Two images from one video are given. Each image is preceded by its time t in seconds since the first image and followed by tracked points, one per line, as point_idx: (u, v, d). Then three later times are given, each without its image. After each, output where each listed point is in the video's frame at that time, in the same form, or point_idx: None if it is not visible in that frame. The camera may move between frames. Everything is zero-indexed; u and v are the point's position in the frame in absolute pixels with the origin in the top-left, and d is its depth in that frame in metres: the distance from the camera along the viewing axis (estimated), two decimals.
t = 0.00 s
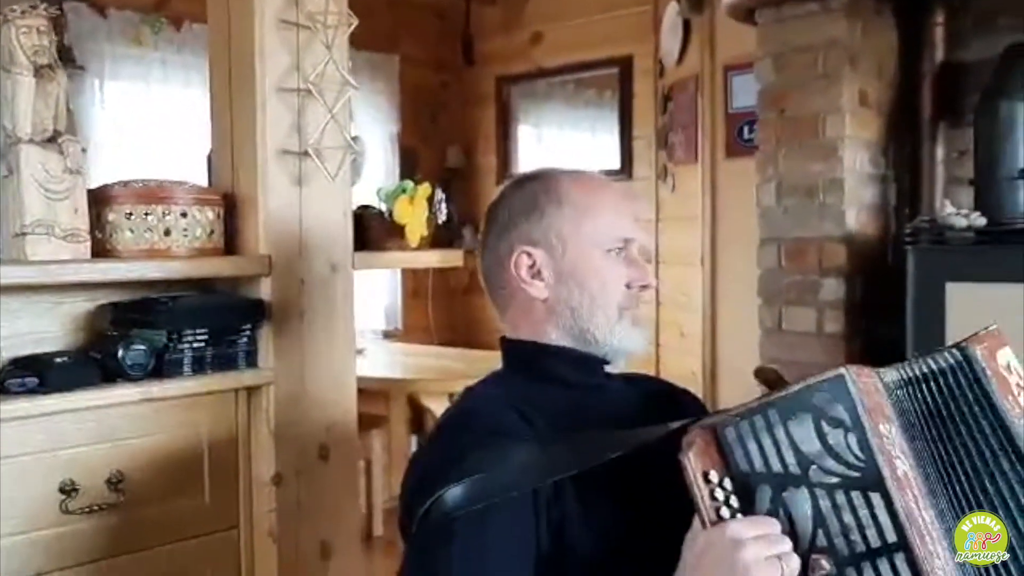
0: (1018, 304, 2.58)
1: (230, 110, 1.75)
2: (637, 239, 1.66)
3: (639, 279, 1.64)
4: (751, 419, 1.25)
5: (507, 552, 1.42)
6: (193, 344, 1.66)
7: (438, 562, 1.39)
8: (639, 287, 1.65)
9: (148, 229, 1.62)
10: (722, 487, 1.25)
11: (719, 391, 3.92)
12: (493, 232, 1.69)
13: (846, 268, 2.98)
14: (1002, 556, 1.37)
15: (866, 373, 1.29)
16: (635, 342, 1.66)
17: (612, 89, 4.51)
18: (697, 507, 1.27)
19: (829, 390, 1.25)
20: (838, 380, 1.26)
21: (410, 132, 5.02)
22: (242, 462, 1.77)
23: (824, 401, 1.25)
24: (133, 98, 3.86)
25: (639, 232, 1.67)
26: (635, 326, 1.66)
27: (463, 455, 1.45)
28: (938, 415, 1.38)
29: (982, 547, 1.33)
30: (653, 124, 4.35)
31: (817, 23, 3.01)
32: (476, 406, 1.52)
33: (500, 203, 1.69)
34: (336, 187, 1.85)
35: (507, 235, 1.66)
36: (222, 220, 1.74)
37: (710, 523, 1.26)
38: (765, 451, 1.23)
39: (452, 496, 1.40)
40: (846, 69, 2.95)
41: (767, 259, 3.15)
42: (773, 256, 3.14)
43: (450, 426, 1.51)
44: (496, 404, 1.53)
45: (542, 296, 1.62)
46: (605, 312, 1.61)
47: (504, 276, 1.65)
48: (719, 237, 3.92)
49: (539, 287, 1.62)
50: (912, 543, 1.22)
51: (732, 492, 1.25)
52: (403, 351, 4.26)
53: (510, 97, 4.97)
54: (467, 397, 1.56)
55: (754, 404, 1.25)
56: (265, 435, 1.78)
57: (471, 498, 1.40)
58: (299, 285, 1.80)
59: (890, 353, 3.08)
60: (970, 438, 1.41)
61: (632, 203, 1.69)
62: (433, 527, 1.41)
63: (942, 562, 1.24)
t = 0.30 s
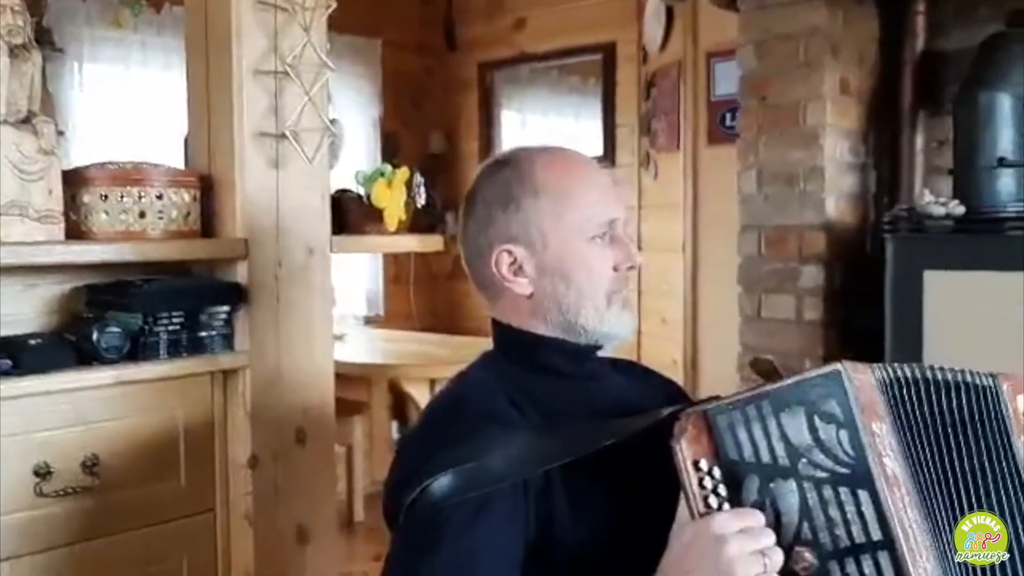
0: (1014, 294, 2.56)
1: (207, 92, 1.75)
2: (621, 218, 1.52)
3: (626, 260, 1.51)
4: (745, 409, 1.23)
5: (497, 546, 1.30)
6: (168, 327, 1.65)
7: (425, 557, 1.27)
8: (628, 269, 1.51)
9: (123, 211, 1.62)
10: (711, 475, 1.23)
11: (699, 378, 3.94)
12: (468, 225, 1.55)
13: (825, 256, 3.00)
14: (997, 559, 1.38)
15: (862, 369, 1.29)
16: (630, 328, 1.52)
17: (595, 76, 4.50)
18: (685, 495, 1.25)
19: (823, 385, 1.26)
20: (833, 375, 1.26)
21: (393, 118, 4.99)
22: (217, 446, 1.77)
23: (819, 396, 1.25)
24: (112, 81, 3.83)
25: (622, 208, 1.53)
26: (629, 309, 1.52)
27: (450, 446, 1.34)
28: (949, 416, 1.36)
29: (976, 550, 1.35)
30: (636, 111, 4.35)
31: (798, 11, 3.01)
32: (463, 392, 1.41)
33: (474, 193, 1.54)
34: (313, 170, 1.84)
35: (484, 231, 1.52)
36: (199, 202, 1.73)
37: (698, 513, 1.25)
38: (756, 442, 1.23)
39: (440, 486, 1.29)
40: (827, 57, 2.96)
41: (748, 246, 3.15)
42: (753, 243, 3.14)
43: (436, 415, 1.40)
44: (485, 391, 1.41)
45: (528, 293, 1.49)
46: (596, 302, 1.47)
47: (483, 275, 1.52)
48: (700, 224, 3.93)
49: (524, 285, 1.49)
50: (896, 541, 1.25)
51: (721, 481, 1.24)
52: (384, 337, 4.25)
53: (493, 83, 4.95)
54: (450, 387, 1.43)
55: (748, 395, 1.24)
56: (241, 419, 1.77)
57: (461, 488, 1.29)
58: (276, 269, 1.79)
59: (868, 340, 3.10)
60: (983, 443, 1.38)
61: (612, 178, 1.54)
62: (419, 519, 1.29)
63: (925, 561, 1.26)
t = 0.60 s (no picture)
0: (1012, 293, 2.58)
1: (187, 75, 1.74)
2: (603, 212, 1.50)
3: (607, 255, 1.49)
4: (727, 396, 1.24)
5: (476, 536, 1.30)
6: (147, 311, 1.64)
7: (404, 549, 1.27)
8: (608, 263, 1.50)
9: (101, 194, 1.61)
10: (693, 462, 1.24)
11: (681, 367, 3.95)
12: (448, 218, 1.53)
13: (807, 246, 3.01)
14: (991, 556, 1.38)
15: (850, 358, 1.30)
16: (611, 320, 1.52)
17: (580, 65, 4.49)
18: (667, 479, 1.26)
19: (807, 374, 1.26)
20: (818, 364, 1.27)
21: (377, 105, 4.97)
22: (197, 431, 1.75)
23: (802, 385, 1.26)
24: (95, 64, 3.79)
25: (605, 202, 1.51)
26: (610, 301, 1.52)
27: (430, 437, 1.33)
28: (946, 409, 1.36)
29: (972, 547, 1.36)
30: (620, 101, 4.35)
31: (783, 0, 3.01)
32: (444, 381, 1.40)
33: (454, 184, 1.51)
34: (295, 155, 1.84)
35: (464, 226, 1.50)
36: (178, 185, 1.72)
37: (679, 500, 1.25)
38: (739, 429, 1.23)
39: (421, 478, 1.29)
40: (811, 48, 2.96)
41: (730, 236, 3.16)
42: (736, 233, 3.15)
43: (418, 405, 1.40)
44: (467, 381, 1.40)
45: (507, 290, 1.48)
46: (576, 301, 1.46)
47: (463, 271, 1.51)
48: (683, 214, 3.93)
49: (503, 282, 1.48)
50: (874, 532, 1.26)
51: (702, 467, 1.24)
52: (367, 324, 4.24)
53: (478, 70, 4.94)
54: (433, 374, 1.43)
55: (732, 381, 1.25)
56: (220, 404, 1.77)
57: (440, 480, 1.29)
58: (256, 253, 1.79)
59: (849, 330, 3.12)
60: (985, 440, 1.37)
61: (595, 171, 1.51)
62: (398, 510, 1.29)
63: (904, 553, 1.27)
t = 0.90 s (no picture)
0: (1000, 281, 2.58)
1: (169, 60, 1.73)
2: (572, 202, 1.46)
3: (578, 246, 1.46)
4: (707, 383, 1.24)
5: (451, 525, 1.29)
6: (128, 297, 1.63)
7: (381, 537, 1.26)
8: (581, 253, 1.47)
9: (82, 178, 1.60)
10: (672, 450, 1.24)
11: (665, 357, 3.96)
12: (415, 221, 1.52)
13: (791, 236, 3.02)
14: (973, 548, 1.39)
15: (829, 346, 1.30)
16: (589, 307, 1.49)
17: (566, 54, 4.48)
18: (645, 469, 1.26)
19: (786, 362, 1.26)
20: (797, 352, 1.27)
21: (362, 93, 4.96)
22: (179, 417, 1.75)
23: (782, 373, 1.26)
24: (77, 50, 3.76)
25: (572, 188, 1.47)
26: (587, 291, 1.48)
27: (410, 424, 1.33)
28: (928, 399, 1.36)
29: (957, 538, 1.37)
30: (606, 91, 4.34)
31: None
32: (424, 368, 1.40)
33: (417, 187, 1.49)
34: (278, 140, 1.83)
35: (430, 229, 1.49)
36: (160, 170, 1.71)
37: (658, 489, 1.26)
38: (719, 417, 1.23)
39: (400, 467, 1.28)
40: (796, 38, 2.97)
41: (715, 226, 3.17)
42: (720, 223, 3.16)
43: (398, 391, 1.39)
44: (446, 369, 1.39)
45: (479, 290, 1.47)
46: (547, 295, 1.44)
47: (434, 273, 1.50)
48: (668, 204, 3.94)
49: (473, 283, 1.47)
50: (853, 521, 1.26)
51: (682, 456, 1.25)
52: (352, 313, 4.22)
53: (464, 59, 4.92)
54: (415, 360, 1.43)
55: (712, 368, 1.25)
56: (202, 390, 1.76)
57: (418, 468, 1.28)
58: (238, 239, 1.78)
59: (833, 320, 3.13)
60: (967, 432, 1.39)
61: (560, 157, 1.47)
62: (376, 498, 1.28)
63: (883, 542, 1.27)
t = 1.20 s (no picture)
0: (976, 271, 2.61)
1: (151, 46, 1.72)
2: (552, 193, 1.45)
3: (559, 237, 1.45)
4: (690, 368, 1.22)
5: (434, 509, 1.29)
6: (111, 284, 1.63)
7: (364, 522, 1.26)
8: (563, 244, 1.46)
9: (63, 164, 1.59)
10: (656, 435, 1.22)
11: (651, 345, 3.98)
12: (398, 214, 1.51)
13: (775, 225, 3.03)
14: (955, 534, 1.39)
15: (813, 331, 1.29)
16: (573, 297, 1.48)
17: (552, 44, 4.47)
18: (630, 456, 1.23)
19: (770, 346, 1.26)
20: (780, 337, 1.26)
21: (349, 83, 5.05)
22: (162, 404, 1.75)
23: (764, 357, 1.25)
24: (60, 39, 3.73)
25: (553, 180, 1.46)
26: (572, 281, 1.47)
27: (393, 408, 1.33)
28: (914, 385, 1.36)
29: (939, 526, 1.38)
30: (592, 81, 4.34)
31: None
32: (407, 354, 1.39)
33: (398, 180, 1.48)
34: (261, 127, 1.82)
35: (411, 222, 1.48)
36: (142, 158, 1.70)
37: (643, 476, 1.22)
38: (702, 401, 1.22)
39: (385, 452, 1.28)
40: (781, 28, 2.97)
41: (700, 215, 3.17)
42: (705, 212, 3.16)
43: (379, 377, 1.39)
44: (429, 353, 1.40)
45: (459, 282, 1.46)
46: (527, 287, 1.43)
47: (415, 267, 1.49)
48: (654, 194, 3.95)
49: (453, 275, 1.46)
50: (836, 505, 1.25)
51: (666, 441, 1.22)
52: (338, 303, 4.22)
53: (449, 49, 4.90)
54: (402, 345, 1.42)
55: (695, 353, 1.23)
56: (186, 377, 1.76)
57: (403, 452, 1.28)
58: (221, 226, 1.77)
59: (817, 308, 3.15)
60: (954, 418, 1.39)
61: (540, 148, 1.46)
62: (360, 486, 1.28)
63: (864, 526, 1.27)
